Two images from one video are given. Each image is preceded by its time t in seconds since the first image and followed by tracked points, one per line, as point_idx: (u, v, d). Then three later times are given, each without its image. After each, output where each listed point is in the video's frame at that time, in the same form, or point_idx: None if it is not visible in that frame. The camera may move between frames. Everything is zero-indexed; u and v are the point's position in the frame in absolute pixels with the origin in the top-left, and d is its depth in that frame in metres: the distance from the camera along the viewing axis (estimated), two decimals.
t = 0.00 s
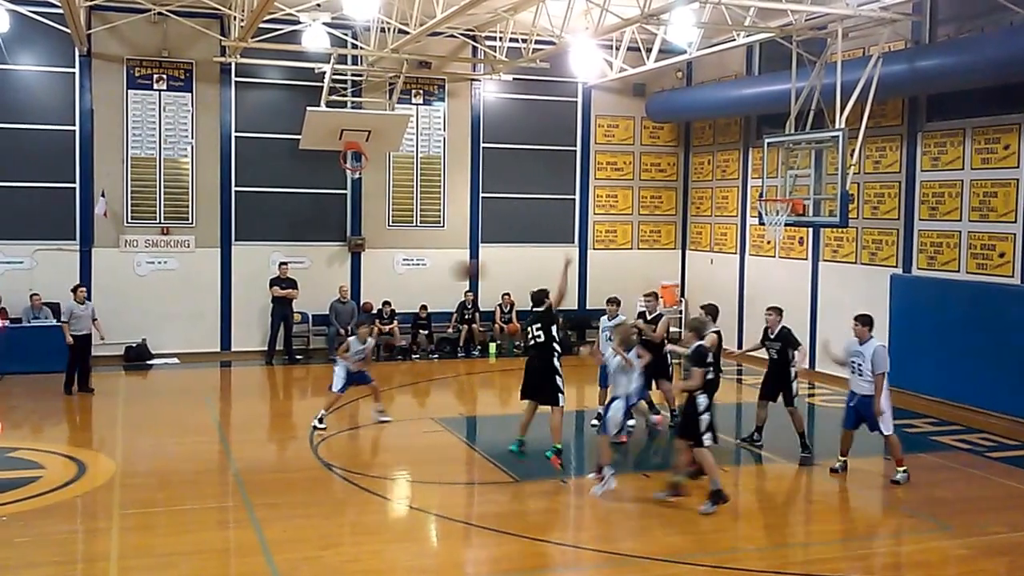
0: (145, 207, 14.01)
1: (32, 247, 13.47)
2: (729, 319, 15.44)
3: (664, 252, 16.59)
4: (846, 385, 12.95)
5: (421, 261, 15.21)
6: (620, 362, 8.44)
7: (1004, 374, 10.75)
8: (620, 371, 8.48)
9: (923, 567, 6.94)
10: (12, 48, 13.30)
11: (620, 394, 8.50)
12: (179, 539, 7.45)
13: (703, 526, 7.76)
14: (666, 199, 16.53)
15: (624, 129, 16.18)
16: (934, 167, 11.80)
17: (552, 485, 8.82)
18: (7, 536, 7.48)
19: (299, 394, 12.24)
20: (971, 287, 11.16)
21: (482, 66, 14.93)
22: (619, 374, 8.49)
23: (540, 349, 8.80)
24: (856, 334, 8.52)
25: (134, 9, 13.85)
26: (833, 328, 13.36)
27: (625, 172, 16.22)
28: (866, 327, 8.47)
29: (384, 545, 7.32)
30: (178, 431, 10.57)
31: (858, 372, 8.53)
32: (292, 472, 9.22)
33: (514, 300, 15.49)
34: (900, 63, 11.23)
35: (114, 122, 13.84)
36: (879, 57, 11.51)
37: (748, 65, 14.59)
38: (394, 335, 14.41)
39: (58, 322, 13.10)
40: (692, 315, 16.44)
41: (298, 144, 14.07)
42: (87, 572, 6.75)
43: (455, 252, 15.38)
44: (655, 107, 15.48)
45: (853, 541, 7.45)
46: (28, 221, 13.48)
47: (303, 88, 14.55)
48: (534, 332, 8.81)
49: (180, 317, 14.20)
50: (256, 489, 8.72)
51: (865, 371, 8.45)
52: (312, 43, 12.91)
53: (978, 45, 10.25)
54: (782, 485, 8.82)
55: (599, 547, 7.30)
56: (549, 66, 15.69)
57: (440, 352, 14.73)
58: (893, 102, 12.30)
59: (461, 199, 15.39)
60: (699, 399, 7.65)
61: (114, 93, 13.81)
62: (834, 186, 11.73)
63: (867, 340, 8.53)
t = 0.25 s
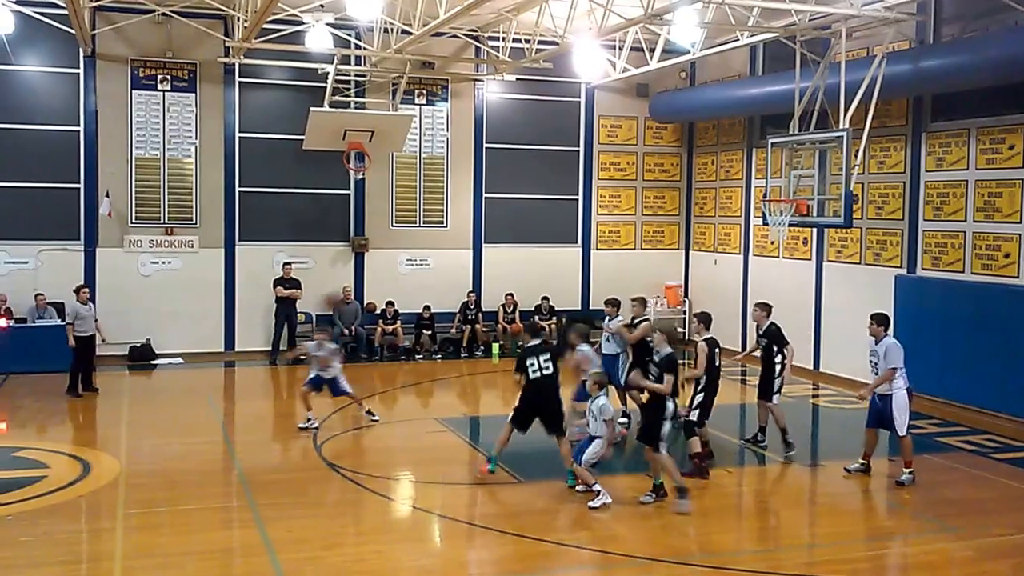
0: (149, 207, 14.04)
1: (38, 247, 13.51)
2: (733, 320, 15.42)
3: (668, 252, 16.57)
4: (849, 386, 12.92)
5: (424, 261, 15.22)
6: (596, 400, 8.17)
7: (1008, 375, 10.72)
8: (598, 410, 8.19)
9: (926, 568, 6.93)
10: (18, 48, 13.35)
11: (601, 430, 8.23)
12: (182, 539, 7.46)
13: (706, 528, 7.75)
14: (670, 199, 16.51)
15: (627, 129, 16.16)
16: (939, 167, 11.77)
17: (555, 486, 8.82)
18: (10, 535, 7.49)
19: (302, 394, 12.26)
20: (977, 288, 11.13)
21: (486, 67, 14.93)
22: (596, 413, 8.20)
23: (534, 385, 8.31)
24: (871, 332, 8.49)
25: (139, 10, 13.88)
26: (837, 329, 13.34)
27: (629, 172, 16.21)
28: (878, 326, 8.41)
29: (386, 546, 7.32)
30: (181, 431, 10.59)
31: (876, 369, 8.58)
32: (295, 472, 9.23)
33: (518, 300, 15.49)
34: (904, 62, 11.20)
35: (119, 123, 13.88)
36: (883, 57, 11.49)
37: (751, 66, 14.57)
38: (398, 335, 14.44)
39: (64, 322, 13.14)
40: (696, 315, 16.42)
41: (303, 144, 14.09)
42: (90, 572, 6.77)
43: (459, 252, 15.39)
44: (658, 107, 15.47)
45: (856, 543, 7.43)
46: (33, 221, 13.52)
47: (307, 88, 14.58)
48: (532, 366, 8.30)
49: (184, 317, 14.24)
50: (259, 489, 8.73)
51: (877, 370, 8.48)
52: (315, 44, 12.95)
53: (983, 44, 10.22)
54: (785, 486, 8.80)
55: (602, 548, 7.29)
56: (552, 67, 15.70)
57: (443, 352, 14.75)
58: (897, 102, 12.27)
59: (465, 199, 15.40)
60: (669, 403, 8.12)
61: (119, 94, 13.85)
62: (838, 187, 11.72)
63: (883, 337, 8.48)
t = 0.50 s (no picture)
0: (155, 208, 14.08)
1: (44, 247, 13.55)
2: (738, 320, 15.41)
3: (672, 252, 16.56)
4: (854, 386, 12.91)
5: (429, 262, 15.24)
6: (597, 387, 7.73)
7: (1014, 376, 10.71)
8: (602, 396, 7.70)
9: (931, 569, 6.92)
10: (24, 49, 13.38)
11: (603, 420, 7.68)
12: (187, 539, 7.48)
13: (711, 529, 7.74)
14: (674, 200, 16.51)
15: (631, 129, 16.16)
16: (944, 167, 11.75)
17: (559, 487, 8.82)
18: (15, 535, 7.51)
19: (306, 394, 12.29)
20: (983, 290, 11.10)
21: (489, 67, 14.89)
22: (599, 401, 7.69)
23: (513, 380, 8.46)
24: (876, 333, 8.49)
25: (144, 10, 13.91)
26: (842, 329, 13.32)
27: (633, 173, 16.20)
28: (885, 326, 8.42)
29: (391, 546, 7.33)
30: (186, 431, 10.61)
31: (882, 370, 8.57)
32: (300, 473, 9.25)
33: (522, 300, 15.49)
34: (909, 63, 11.19)
35: (124, 123, 13.91)
36: (888, 57, 11.47)
37: (756, 66, 14.55)
38: (402, 335, 14.45)
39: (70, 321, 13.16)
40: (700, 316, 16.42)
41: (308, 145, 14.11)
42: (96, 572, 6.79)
43: (463, 252, 15.40)
44: (663, 107, 15.46)
45: (861, 544, 7.43)
46: (39, 221, 13.56)
47: (311, 89, 14.60)
48: (510, 361, 8.45)
49: (189, 316, 14.26)
50: (264, 490, 8.75)
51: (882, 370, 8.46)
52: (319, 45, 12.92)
53: (989, 44, 10.19)
54: (789, 488, 8.79)
55: (607, 549, 7.28)
56: (557, 67, 15.70)
57: (447, 352, 14.78)
58: (902, 103, 12.26)
59: (470, 199, 15.41)
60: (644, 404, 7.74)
61: (124, 95, 13.88)
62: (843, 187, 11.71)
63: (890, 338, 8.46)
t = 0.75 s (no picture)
0: (161, 208, 14.08)
1: (50, 248, 13.56)
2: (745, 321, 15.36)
3: (679, 253, 16.51)
4: (862, 388, 12.85)
5: (435, 262, 15.21)
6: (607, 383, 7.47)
7: None
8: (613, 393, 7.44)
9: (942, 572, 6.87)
10: (30, 50, 13.39)
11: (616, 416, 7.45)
12: (194, 540, 7.46)
13: (719, 531, 7.70)
14: (681, 200, 16.46)
15: (638, 130, 16.12)
16: (953, 168, 11.70)
17: (566, 489, 8.78)
18: (22, 536, 7.51)
19: (312, 395, 12.27)
20: (992, 291, 11.05)
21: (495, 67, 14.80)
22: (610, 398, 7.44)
23: (485, 372, 9.16)
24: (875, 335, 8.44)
25: (150, 11, 13.91)
26: (850, 331, 13.27)
27: (640, 173, 16.16)
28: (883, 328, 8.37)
29: (397, 548, 7.30)
30: (192, 432, 10.60)
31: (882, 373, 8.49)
32: (306, 473, 9.23)
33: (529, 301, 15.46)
34: (918, 63, 11.14)
35: (130, 123, 13.91)
36: (896, 57, 11.41)
37: (763, 66, 14.50)
38: (408, 337, 14.47)
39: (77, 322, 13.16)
40: (707, 317, 16.37)
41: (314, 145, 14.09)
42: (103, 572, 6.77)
43: (469, 253, 15.38)
44: (670, 108, 15.42)
45: (870, 546, 7.38)
46: (46, 221, 13.56)
47: (317, 90, 14.58)
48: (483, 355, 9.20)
49: (195, 317, 14.25)
50: (270, 491, 8.73)
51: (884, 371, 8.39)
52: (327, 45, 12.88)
53: (999, 44, 10.13)
54: (797, 490, 8.74)
55: (614, 551, 7.25)
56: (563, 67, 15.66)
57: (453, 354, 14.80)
58: (911, 103, 12.20)
59: (476, 200, 15.38)
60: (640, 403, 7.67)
61: (130, 95, 13.89)
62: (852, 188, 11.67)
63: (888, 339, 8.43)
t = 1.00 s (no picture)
0: (166, 209, 14.08)
1: (56, 249, 13.56)
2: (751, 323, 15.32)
3: (686, 254, 16.47)
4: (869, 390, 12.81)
5: (440, 263, 15.20)
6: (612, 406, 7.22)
7: None
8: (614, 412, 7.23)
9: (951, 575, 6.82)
10: (37, 50, 13.41)
11: (616, 439, 7.24)
12: (200, 541, 7.45)
13: (725, 533, 7.66)
14: (687, 201, 16.43)
15: (644, 130, 16.09)
16: (962, 168, 11.65)
17: (572, 490, 8.76)
18: (28, 536, 7.51)
19: (318, 396, 12.27)
20: (1002, 292, 11.03)
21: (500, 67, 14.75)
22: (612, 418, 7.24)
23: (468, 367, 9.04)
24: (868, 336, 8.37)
25: (156, 12, 13.91)
26: (857, 333, 13.23)
27: (646, 174, 16.14)
28: (877, 327, 8.30)
29: (403, 549, 7.28)
30: (198, 433, 10.59)
31: (875, 372, 8.42)
32: (311, 474, 9.21)
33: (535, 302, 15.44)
34: (926, 63, 11.10)
35: (136, 124, 13.91)
36: (904, 57, 11.37)
37: (770, 66, 14.47)
38: (414, 338, 14.32)
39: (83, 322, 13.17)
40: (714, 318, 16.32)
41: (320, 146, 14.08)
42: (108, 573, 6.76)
43: (475, 254, 15.36)
44: (676, 108, 15.39)
45: (879, 549, 7.33)
46: (53, 222, 13.57)
47: (323, 90, 14.58)
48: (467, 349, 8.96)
49: (202, 317, 14.25)
50: (276, 491, 8.72)
51: (882, 371, 8.33)
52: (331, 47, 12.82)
53: (1007, 43, 10.08)
54: (804, 492, 8.72)
55: (620, 553, 7.21)
56: (569, 68, 15.65)
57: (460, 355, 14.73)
58: (918, 103, 12.16)
59: (482, 201, 15.36)
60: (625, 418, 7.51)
61: (136, 96, 13.89)
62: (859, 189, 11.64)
63: (883, 338, 8.39)
